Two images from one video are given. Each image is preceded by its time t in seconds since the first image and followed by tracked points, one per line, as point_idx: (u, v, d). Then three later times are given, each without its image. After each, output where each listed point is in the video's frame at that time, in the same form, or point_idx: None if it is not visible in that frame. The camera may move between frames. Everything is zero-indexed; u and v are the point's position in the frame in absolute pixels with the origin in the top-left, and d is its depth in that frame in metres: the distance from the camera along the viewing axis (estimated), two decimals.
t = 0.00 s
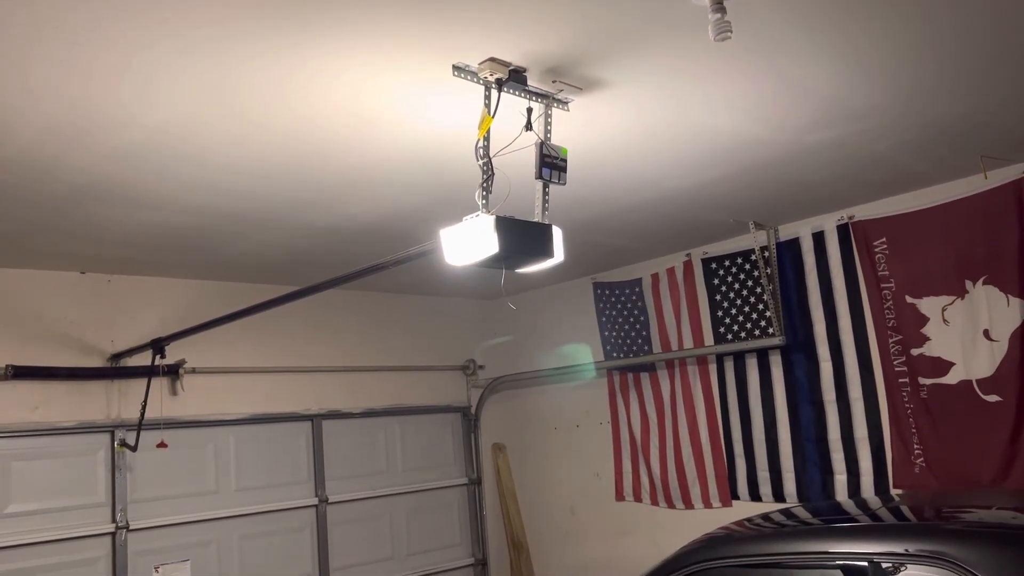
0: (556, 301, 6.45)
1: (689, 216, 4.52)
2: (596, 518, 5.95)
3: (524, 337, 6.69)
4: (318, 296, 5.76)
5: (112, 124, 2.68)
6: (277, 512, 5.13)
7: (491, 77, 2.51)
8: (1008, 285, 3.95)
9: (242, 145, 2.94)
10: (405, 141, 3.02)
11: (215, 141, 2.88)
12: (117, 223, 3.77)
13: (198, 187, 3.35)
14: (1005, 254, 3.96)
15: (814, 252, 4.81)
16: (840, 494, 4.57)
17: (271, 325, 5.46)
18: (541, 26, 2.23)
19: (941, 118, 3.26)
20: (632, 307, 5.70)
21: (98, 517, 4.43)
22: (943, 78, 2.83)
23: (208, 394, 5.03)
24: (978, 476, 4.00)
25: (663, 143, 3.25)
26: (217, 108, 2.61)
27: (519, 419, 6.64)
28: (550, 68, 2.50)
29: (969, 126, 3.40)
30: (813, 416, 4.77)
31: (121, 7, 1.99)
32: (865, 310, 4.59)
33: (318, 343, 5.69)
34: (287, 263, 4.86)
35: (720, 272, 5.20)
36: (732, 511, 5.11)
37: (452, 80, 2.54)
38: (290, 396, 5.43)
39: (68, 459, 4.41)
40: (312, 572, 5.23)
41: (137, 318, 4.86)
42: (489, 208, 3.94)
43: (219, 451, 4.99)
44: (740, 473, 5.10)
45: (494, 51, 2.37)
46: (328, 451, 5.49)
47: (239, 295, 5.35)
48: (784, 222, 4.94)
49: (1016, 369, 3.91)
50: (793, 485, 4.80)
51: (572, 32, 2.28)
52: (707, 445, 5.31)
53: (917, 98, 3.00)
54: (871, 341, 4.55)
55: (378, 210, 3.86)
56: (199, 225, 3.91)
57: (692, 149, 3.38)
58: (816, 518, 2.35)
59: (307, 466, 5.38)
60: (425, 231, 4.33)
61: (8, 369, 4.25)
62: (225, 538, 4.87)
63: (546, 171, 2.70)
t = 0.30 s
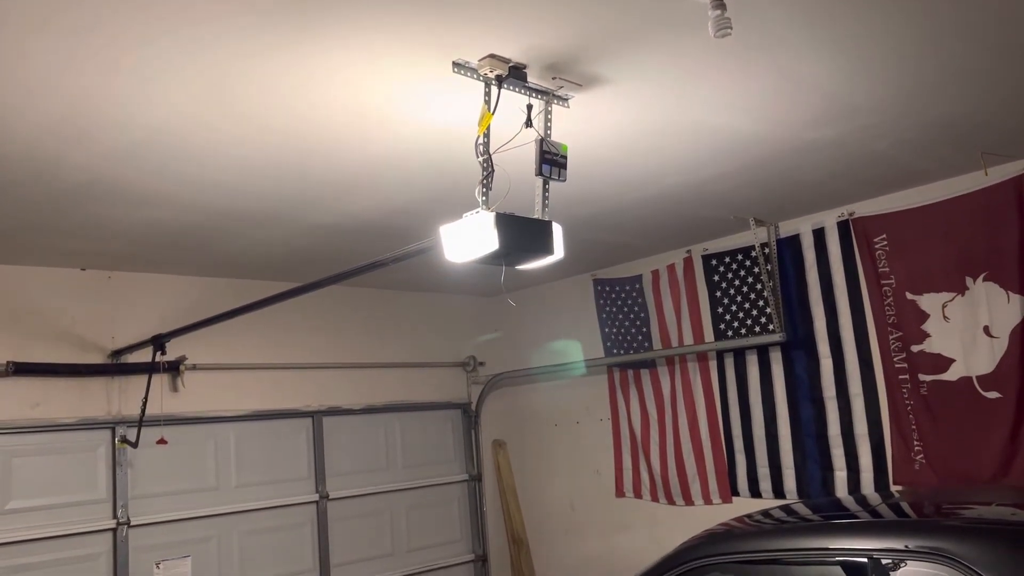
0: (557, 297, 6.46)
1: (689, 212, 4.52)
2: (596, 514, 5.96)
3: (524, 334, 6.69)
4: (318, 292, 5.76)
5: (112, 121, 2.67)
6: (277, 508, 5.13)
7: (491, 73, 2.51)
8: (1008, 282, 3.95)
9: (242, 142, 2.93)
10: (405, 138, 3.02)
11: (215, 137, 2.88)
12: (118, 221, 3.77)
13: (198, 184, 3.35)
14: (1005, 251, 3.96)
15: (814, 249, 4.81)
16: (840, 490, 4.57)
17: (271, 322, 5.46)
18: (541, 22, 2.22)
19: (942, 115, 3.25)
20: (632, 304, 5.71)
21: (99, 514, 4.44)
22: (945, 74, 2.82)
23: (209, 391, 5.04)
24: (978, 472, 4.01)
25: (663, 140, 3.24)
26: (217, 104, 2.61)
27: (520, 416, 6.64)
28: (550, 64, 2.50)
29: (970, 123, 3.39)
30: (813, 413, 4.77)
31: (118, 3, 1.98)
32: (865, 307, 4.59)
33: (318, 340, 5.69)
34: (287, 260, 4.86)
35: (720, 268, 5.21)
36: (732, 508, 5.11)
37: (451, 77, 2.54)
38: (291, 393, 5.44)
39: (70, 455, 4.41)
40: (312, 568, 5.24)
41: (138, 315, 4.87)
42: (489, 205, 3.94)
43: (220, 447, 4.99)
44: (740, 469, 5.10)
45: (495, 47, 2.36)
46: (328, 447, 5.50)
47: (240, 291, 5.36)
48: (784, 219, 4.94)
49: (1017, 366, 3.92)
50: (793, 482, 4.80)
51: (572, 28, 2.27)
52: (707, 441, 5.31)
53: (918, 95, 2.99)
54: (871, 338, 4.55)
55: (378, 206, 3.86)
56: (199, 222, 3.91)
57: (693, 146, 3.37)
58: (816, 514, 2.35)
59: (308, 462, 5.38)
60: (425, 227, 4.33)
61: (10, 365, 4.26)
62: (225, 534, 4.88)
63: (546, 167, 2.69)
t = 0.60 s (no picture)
0: (557, 294, 6.46)
1: (690, 208, 4.52)
2: (597, 511, 5.97)
3: (525, 330, 6.70)
4: (319, 289, 5.76)
5: (111, 116, 2.67)
6: (279, 504, 5.15)
7: (491, 69, 2.51)
8: (1009, 278, 3.95)
9: (242, 138, 2.93)
10: (405, 134, 3.02)
11: (215, 133, 2.87)
12: (118, 217, 3.78)
13: (198, 180, 3.35)
14: (1006, 247, 3.96)
15: (815, 245, 4.81)
16: (840, 486, 4.58)
17: (273, 318, 5.47)
18: (542, 16, 2.21)
19: (943, 112, 3.25)
20: (632, 300, 5.71)
21: (100, 509, 4.45)
22: (946, 69, 2.81)
23: (209, 387, 5.04)
24: (978, 468, 4.01)
25: (664, 135, 3.24)
26: (216, 100, 2.61)
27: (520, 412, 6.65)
28: (551, 60, 2.49)
29: (970, 119, 3.39)
30: (813, 409, 4.77)
31: None
32: (866, 303, 4.59)
33: (319, 336, 5.70)
34: (287, 256, 4.86)
35: (721, 265, 5.21)
36: (732, 504, 5.12)
37: (452, 72, 2.54)
38: (291, 389, 5.44)
39: (71, 451, 4.42)
40: (313, 564, 5.25)
41: (140, 311, 4.87)
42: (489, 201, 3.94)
43: (221, 444, 5.00)
44: (740, 466, 5.11)
45: (495, 43, 2.36)
46: (329, 443, 5.51)
47: (241, 287, 5.36)
48: (785, 215, 4.94)
49: (1017, 362, 3.92)
50: (793, 478, 4.81)
51: (572, 23, 2.27)
52: (708, 437, 5.31)
53: (919, 91, 2.99)
54: (871, 333, 4.55)
55: (378, 203, 3.87)
56: (199, 218, 3.91)
57: (694, 142, 3.37)
58: (816, 510, 2.35)
59: (309, 459, 5.39)
60: (425, 223, 4.33)
61: (11, 361, 4.27)
62: (226, 529, 4.89)
63: (546, 163, 2.69)
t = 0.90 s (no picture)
0: (558, 291, 6.46)
1: (690, 206, 4.52)
2: (598, 508, 5.98)
3: (525, 327, 6.71)
4: (319, 286, 5.77)
5: (113, 114, 2.67)
6: (280, 501, 5.15)
7: (493, 66, 2.50)
8: (1010, 275, 3.95)
9: (244, 135, 2.93)
10: (406, 131, 3.02)
11: (216, 130, 2.87)
12: (120, 215, 3.78)
13: (199, 177, 3.35)
14: (1007, 244, 3.96)
15: (816, 242, 4.81)
16: (841, 483, 4.58)
17: (273, 316, 5.47)
18: (543, 13, 2.21)
19: (944, 108, 3.24)
20: (633, 297, 5.71)
21: (102, 506, 4.46)
22: (947, 66, 2.81)
23: (210, 384, 5.05)
24: (979, 465, 4.01)
25: (665, 132, 3.24)
26: (218, 98, 2.61)
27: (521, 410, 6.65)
28: (552, 57, 2.49)
29: (971, 116, 3.39)
30: (814, 406, 4.78)
31: None
32: (866, 300, 4.59)
33: (320, 333, 5.70)
34: (287, 253, 4.86)
35: (722, 262, 5.21)
36: (733, 501, 5.13)
37: (452, 69, 2.54)
38: (292, 387, 5.44)
39: (73, 449, 4.42)
40: (315, 561, 5.26)
41: (141, 308, 4.88)
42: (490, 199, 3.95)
43: (223, 441, 5.01)
44: (741, 463, 5.11)
45: (495, 40, 2.36)
46: (330, 441, 5.51)
47: (241, 285, 5.36)
48: (786, 212, 4.94)
49: (1018, 359, 3.92)
50: (794, 475, 4.82)
51: (575, 19, 2.26)
52: (709, 435, 5.32)
53: (919, 87, 2.99)
54: (872, 330, 4.55)
55: (378, 200, 3.87)
56: (200, 216, 3.91)
57: (695, 139, 3.37)
58: (817, 507, 2.36)
59: (310, 456, 5.40)
60: (426, 221, 4.34)
61: (13, 358, 4.28)
62: (228, 526, 4.90)
63: (547, 161, 2.68)
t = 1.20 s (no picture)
0: (558, 289, 6.46)
1: (691, 203, 4.51)
2: (598, 505, 5.98)
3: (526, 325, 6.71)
4: (319, 284, 5.76)
5: (112, 111, 2.66)
6: (281, 500, 5.15)
7: (493, 63, 2.49)
8: (1011, 272, 3.95)
9: (244, 132, 2.92)
10: (406, 128, 3.01)
11: (216, 127, 2.86)
12: (119, 213, 3.77)
13: (198, 175, 3.34)
14: (1008, 241, 3.95)
15: (817, 239, 4.80)
16: (841, 480, 4.58)
17: (274, 314, 5.46)
18: (543, 9, 2.20)
19: (945, 105, 3.24)
20: (634, 295, 5.71)
21: (102, 505, 4.45)
22: (949, 63, 2.80)
23: (211, 383, 5.04)
24: (980, 463, 4.01)
25: (666, 128, 3.23)
26: (217, 95, 2.60)
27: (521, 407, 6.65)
28: (552, 53, 2.48)
29: (973, 113, 3.38)
30: (815, 404, 4.77)
31: None
32: (867, 297, 4.58)
33: (320, 331, 5.69)
34: (287, 251, 4.85)
35: (722, 259, 5.20)
36: (734, 498, 5.12)
37: (452, 66, 2.52)
38: (293, 385, 5.44)
39: (73, 447, 4.42)
40: (316, 560, 5.25)
41: (141, 307, 4.87)
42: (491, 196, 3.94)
43: (223, 439, 5.00)
44: (742, 461, 5.11)
45: (495, 36, 2.35)
46: (331, 439, 5.51)
47: (242, 283, 5.35)
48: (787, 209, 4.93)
49: (1018, 356, 3.91)
50: (794, 472, 4.81)
51: (575, 15, 2.25)
52: (710, 432, 5.31)
53: (921, 84, 2.98)
54: (873, 328, 4.55)
55: (378, 198, 3.86)
56: (200, 214, 3.91)
57: (696, 136, 3.36)
58: (818, 504, 2.35)
59: (311, 454, 5.39)
60: (426, 218, 4.33)
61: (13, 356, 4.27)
62: (228, 525, 4.90)
63: (548, 158, 2.67)
